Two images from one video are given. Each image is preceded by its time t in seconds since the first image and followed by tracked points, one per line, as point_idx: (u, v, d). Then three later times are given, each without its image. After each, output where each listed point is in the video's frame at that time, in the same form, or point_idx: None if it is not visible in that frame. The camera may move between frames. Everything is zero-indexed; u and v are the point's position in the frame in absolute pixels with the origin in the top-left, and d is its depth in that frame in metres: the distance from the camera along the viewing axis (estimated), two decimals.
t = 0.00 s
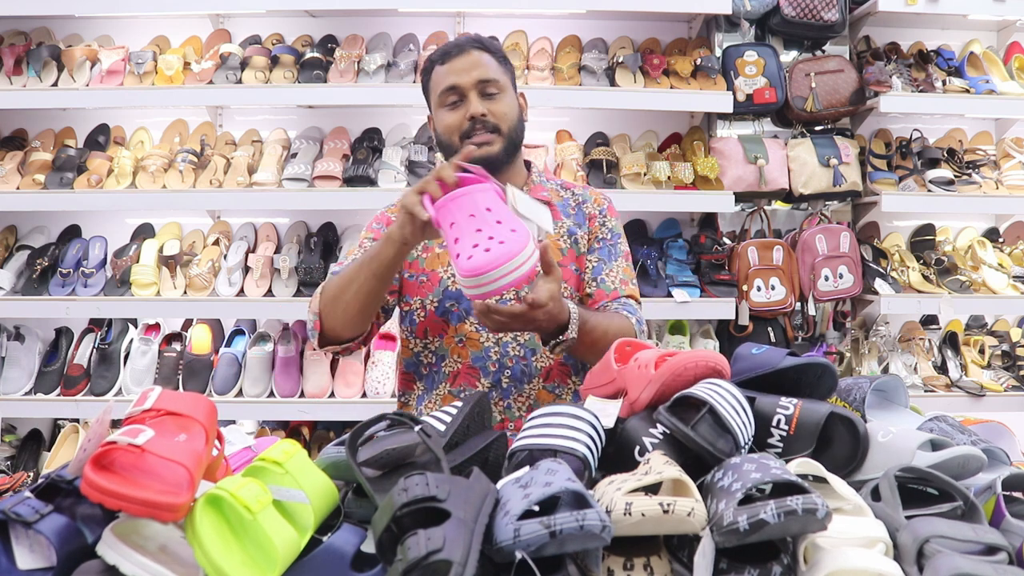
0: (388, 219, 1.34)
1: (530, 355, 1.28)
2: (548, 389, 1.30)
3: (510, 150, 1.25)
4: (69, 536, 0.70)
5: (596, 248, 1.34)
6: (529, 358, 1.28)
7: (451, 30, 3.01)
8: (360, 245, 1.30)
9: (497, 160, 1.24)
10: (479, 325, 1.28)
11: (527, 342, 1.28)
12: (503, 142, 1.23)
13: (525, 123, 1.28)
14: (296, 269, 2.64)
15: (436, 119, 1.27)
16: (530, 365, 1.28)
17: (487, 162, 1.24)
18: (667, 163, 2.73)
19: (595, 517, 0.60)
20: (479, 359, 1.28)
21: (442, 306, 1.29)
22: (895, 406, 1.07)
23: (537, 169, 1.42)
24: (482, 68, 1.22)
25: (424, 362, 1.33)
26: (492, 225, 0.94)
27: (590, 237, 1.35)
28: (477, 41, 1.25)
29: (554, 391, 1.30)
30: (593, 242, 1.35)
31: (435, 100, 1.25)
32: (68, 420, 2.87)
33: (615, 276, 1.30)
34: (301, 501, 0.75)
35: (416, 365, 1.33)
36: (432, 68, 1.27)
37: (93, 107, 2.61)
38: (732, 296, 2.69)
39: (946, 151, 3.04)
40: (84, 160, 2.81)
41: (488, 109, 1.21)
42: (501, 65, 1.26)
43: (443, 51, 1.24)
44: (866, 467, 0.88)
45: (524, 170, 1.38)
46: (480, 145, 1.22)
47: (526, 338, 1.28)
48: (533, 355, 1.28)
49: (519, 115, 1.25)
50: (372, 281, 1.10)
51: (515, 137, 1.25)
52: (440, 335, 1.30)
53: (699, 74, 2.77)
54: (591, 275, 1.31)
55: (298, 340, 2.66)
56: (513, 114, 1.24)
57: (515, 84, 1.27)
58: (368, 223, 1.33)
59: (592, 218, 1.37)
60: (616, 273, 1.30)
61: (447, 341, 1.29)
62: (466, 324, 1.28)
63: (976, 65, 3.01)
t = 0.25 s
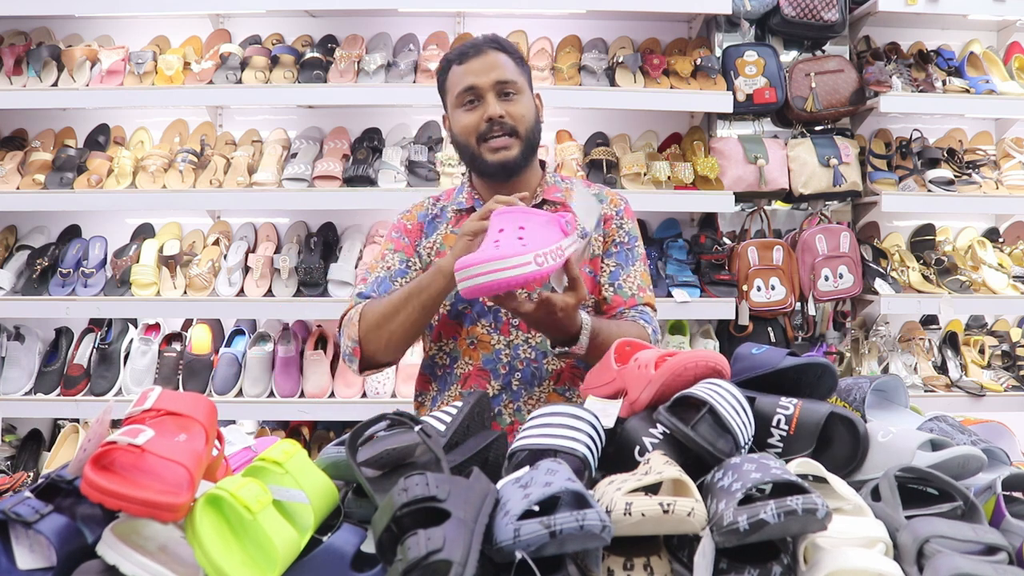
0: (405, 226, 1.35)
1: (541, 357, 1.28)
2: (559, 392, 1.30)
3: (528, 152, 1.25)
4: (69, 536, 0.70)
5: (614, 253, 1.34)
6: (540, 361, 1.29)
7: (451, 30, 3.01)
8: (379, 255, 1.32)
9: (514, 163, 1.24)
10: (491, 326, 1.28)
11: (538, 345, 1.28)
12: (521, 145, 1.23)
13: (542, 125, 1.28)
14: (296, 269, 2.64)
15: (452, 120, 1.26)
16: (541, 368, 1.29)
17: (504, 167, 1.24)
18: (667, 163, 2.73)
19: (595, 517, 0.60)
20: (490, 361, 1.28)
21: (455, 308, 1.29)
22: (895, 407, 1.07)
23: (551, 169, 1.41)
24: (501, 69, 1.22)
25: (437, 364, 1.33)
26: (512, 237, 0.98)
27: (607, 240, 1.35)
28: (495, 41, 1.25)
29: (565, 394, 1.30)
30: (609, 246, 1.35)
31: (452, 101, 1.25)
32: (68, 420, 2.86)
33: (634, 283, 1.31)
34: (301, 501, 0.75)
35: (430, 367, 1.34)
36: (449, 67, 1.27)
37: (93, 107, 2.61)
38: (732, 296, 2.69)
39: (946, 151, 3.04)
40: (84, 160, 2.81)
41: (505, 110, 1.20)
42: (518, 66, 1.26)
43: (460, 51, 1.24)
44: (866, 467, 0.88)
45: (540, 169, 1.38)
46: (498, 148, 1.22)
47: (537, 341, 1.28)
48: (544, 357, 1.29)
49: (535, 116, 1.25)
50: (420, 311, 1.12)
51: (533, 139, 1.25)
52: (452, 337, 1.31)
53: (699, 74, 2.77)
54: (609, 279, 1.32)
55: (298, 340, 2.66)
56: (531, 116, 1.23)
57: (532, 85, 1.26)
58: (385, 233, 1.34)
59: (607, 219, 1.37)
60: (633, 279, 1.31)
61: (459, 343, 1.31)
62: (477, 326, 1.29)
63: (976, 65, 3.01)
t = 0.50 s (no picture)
0: (418, 229, 1.33)
1: (555, 358, 1.29)
2: (572, 393, 1.31)
3: (544, 156, 1.25)
4: (69, 537, 0.70)
5: (633, 258, 1.34)
6: (554, 362, 1.30)
7: (451, 30, 3.01)
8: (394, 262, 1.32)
9: (530, 168, 1.25)
10: (505, 328, 1.28)
11: (553, 346, 1.29)
12: (537, 149, 1.23)
13: (558, 127, 1.28)
14: (296, 269, 2.63)
15: (467, 122, 1.26)
16: (555, 369, 1.30)
17: (520, 172, 1.24)
18: (667, 163, 2.74)
19: (595, 517, 0.60)
20: (505, 362, 1.29)
21: (469, 310, 1.29)
22: (895, 406, 1.07)
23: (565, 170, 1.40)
24: (517, 71, 1.22)
25: (452, 364, 1.33)
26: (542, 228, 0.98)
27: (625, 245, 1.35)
28: (511, 42, 1.25)
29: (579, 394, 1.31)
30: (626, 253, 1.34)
31: (468, 103, 1.25)
32: (68, 420, 2.87)
33: (652, 289, 1.33)
34: (301, 501, 0.75)
35: (445, 367, 1.34)
36: (465, 68, 1.26)
37: (93, 107, 2.61)
38: (732, 296, 2.69)
39: (946, 151, 3.04)
40: (84, 160, 2.81)
41: (522, 114, 1.21)
42: (535, 67, 1.25)
43: (477, 52, 1.24)
44: (865, 467, 0.88)
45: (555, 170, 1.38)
46: (514, 152, 1.22)
47: (552, 342, 1.29)
48: (558, 359, 1.30)
49: (551, 119, 1.25)
50: (431, 335, 1.14)
51: (549, 142, 1.25)
52: (467, 338, 1.31)
53: (699, 74, 2.77)
54: (628, 285, 1.33)
55: (298, 340, 2.66)
56: (547, 118, 1.24)
57: (548, 87, 1.26)
58: (399, 237, 1.33)
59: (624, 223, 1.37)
60: (652, 286, 1.33)
61: (474, 344, 1.30)
62: (492, 327, 1.29)
63: (976, 65, 3.01)
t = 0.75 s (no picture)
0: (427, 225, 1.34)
1: (564, 359, 1.29)
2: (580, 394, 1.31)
3: (551, 157, 1.25)
4: (69, 536, 0.70)
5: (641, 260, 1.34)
6: (562, 364, 1.30)
7: (451, 30, 3.01)
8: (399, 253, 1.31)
9: (537, 168, 1.24)
10: (514, 329, 1.29)
11: (561, 347, 1.29)
12: (544, 150, 1.23)
13: (565, 128, 1.28)
14: (295, 269, 2.63)
15: (475, 123, 1.27)
16: (563, 370, 1.30)
17: (526, 171, 1.24)
18: (667, 163, 2.74)
19: (595, 517, 0.60)
20: (513, 363, 1.30)
21: (477, 310, 1.29)
22: (895, 406, 1.07)
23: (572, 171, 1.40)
24: (524, 72, 1.22)
25: (459, 364, 1.34)
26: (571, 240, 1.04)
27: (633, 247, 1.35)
28: (519, 43, 1.25)
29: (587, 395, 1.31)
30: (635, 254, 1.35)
31: (475, 104, 1.25)
32: (68, 420, 2.87)
33: (660, 291, 1.34)
34: (301, 501, 0.75)
35: (452, 367, 1.34)
36: (473, 69, 1.26)
37: (92, 107, 2.61)
38: (732, 296, 2.69)
39: (946, 151, 3.04)
40: (84, 160, 2.80)
41: (529, 115, 1.21)
42: (542, 69, 1.25)
43: (485, 52, 1.24)
44: (865, 467, 0.88)
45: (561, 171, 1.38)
46: (520, 152, 1.22)
47: (560, 344, 1.29)
48: (566, 360, 1.30)
49: (559, 121, 1.25)
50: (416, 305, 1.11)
51: (556, 143, 1.25)
52: (474, 339, 1.31)
53: (699, 74, 2.77)
54: (637, 287, 1.33)
55: (298, 340, 2.66)
56: (554, 120, 1.23)
57: (556, 88, 1.26)
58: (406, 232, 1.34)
59: (632, 225, 1.37)
60: (661, 287, 1.34)
61: (481, 344, 1.31)
62: (500, 328, 1.29)
63: (976, 65, 3.01)
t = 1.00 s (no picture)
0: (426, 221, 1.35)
1: (564, 361, 1.29)
2: (581, 395, 1.32)
3: (550, 158, 1.25)
4: (69, 536, 0.70)
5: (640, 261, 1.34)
6: (563, 365, 1.30)
7: (451, 30, 3.01)
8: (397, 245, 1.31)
9: (536, 170, 1.25)
10: (514, 330, 1.29)
11: (562, 348, 1.29)
12: (543, 151, 1.23)
13: (564, 129, 1.28)
14: (296, 269, 2.64)
15: (474, 124, 1.26)
16: (564, 371, 1.30)
17: (525, 173, 1.24)
18: (667, 163, 2.74)
19: (595, 517, 0.60)
20: (514, 364, 1.30)
21: (477, 311, 1.29)
22: (895, 406, 1.07)
23: (571, 172, 1.41)
24: (524, 73, 1.21)
25: (458, 365, 1.34)
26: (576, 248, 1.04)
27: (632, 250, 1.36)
28: (519, 43, 1.25)
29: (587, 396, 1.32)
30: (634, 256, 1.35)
31: (475, 105, 1.25)
32: (68, 420, 2.87)
33: (659, 293, 1.33)
34: (301, 501, 0.75)
35: (450, 367, 1.34)
36: (472, 69, 1.26)
37: (92, 107, 2.61)
38: (732, 296, 2.69)
39: (946, 151, 3.04)
40: (84, 160, 2.81)
41: (529, 117, 1.21)
42: (542, 69, 1.25)
43: (485, 53, 1.24)
44: (865, 467, 0.88)
45: (560, 171, 1.38)
46: (520, 153, 1.22)
47: (561, 345, 1.29)
48: (567, 361, 1.30)
49: (558, 122, 1.25)
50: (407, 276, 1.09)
51: (555, 144, 1.25)
52: (474, 340, 1.31)
53: (699, 74, 2.77)
54: (636, 289, 1.32)
55: (298, 340, 2.66)
56: (554, 121, 1.24)
57: (556, 89, 1.26)
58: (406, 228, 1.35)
59: (630, 227, 1.38)
60: (660, 290, 1.33)
61: (481, 346, 1.30)
62: (501, 329, 1.29)
63: (976, 65, 3.01)
